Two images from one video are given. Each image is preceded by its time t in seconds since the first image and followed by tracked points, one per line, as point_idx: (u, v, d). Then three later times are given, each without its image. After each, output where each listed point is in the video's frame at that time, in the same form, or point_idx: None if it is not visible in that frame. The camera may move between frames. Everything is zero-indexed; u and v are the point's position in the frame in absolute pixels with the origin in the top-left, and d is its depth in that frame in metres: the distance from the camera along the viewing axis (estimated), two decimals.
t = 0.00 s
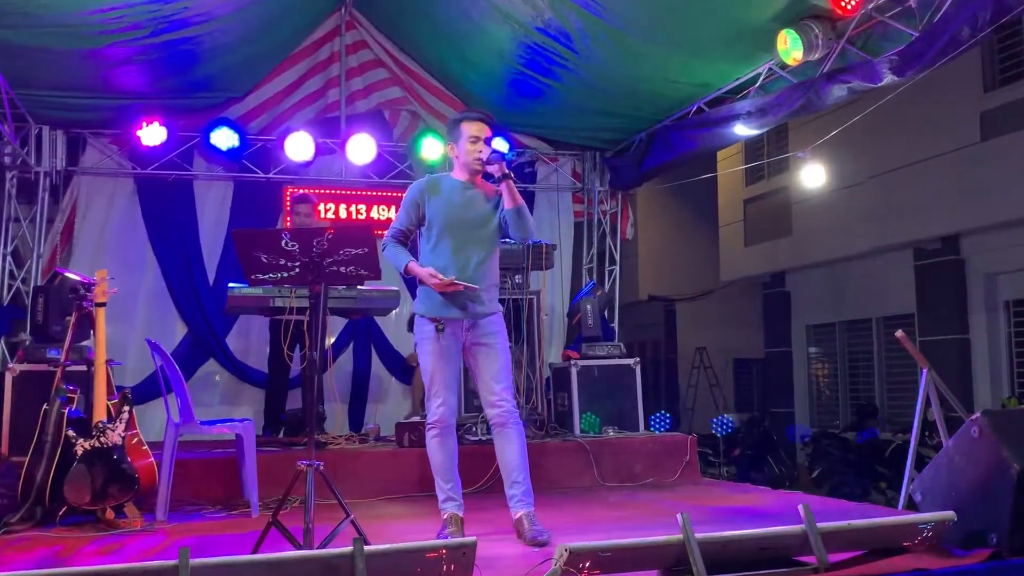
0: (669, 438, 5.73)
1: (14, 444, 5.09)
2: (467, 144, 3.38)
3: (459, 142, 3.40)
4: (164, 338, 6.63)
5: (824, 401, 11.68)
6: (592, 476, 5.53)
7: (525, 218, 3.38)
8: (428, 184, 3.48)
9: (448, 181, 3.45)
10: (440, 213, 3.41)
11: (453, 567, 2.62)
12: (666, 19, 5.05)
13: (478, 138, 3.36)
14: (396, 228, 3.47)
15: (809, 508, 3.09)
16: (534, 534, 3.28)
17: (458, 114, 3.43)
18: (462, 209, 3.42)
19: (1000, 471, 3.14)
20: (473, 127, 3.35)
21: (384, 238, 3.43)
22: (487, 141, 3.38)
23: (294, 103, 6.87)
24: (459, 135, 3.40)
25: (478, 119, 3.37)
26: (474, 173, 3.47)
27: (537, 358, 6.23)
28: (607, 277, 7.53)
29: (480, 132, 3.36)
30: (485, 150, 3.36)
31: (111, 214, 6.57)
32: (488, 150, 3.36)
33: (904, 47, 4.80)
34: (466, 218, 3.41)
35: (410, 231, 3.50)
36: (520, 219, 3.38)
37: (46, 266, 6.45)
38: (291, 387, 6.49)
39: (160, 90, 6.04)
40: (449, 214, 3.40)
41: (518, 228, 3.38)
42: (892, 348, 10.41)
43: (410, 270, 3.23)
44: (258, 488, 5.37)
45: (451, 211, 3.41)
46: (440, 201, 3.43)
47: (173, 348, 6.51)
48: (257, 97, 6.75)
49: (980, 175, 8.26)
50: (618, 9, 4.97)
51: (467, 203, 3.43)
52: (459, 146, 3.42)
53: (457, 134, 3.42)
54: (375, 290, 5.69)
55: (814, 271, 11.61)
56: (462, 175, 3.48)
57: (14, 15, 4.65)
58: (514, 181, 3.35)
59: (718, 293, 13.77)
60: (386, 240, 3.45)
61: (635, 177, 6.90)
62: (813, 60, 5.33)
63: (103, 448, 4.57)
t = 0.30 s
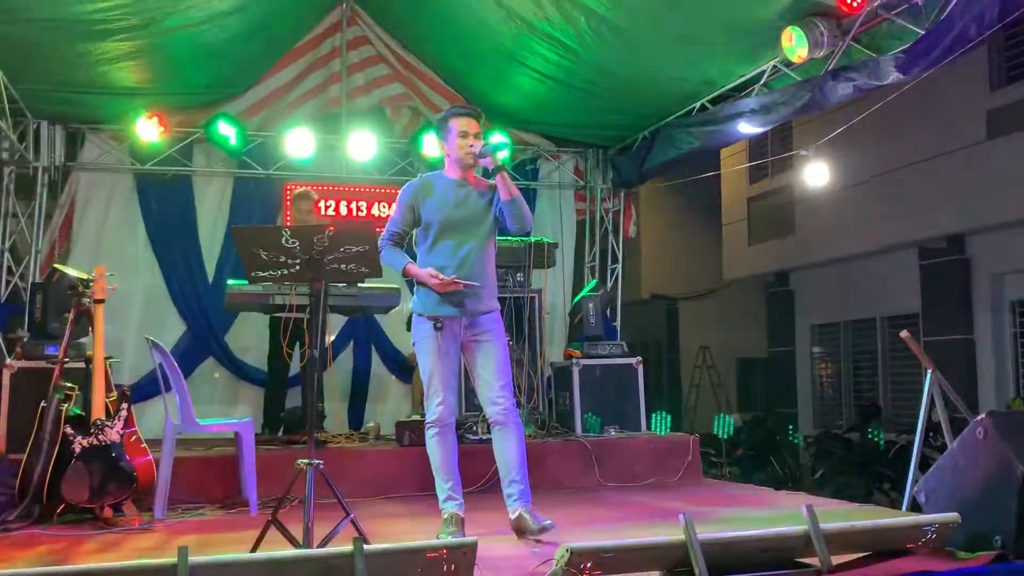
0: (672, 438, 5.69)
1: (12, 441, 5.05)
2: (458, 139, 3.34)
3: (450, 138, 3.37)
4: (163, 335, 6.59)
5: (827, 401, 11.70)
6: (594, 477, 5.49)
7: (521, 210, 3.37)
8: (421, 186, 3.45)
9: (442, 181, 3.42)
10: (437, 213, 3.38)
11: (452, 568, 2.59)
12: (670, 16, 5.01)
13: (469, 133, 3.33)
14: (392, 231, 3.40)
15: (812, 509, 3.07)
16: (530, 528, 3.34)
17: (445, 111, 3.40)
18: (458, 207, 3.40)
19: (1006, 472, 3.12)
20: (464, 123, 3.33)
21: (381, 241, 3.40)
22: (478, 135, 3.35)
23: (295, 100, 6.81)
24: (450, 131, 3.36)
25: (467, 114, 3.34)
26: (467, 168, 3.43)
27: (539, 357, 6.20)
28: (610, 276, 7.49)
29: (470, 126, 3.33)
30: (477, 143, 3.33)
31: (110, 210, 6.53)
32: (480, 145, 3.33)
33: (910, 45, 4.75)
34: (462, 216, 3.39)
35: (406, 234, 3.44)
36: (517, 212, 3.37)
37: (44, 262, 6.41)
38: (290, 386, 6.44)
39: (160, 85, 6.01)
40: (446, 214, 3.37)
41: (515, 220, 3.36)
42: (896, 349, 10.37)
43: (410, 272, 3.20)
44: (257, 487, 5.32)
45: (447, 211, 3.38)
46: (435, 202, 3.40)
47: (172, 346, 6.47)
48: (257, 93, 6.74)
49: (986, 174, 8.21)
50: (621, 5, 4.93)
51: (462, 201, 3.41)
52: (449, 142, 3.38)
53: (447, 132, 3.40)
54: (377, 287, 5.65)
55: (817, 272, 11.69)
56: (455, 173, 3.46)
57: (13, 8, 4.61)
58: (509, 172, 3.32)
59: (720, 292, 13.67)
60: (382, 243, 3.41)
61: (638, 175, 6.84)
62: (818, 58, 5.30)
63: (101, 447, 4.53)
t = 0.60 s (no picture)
0: (676, 439, 5.60)
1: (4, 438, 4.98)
2: (451, 132, 3.29)
3: (443, 132, 3.31)
4: (159, 331, 6.52)
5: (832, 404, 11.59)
6: (596, 478, 5.41)
7: (521, 196, 3.25)
8: (417, 182, 3.36)
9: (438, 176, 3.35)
10: (433, 210, 3.29)
11: (453, 570, 2.52)
12: (675, 10, 4.91)
13: (462, 125, 3.28)
14: (389, 229, 3.33)
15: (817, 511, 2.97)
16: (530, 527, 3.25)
17: (436, 104, 3.34)
18: (454, 202, 3.31)
19: (1018, 476, 3.04)
20: (457, 115, 3.27)
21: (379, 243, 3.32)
22: (471, 127, 3.30)
23: (293, 93, 6.71)
24: (443, 123, 3.29)
25: (460, 106, 3.29)
26: (461, 161, 3.37)
27: (542, 356, 6.02)
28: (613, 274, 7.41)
29: (463, 118, 3.28)
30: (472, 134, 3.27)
31: (106, 205, 6.46)
32: (473, 136, 3.27)
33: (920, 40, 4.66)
34: (460, 212, 3.30)
35: (403, 232, 3.36)
36: (516, 199, 3.25)
37: (39, 257, 6.33)
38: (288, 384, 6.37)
39: (157, 78, 5.93)
40: (442, 211, 3.28)
41: (514, 208, 3.27)
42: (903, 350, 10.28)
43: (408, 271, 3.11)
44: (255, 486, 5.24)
45: (444, 208, 3.29)
46: (431, 199, 3.31)
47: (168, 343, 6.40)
48: (254, 87, 6.60)
49: (996, 172, 8.12)
50: None
51: (458, 196, 3.32)
52: (442, 136, 3.33)
53: (439, 125, 3.31)
54: (376, 284, 5.56)
55: (824, 270, 11.54)
56: (450, 168, 3.38)
57: None
58: (505, 163, 3.26)
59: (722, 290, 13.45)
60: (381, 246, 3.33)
61: (642, 170, 6.74)
62: (826, 53, 5.20)
63: (96, 445, 4.44)
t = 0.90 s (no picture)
0: (682, 440, 5.47)
1: None
2: (452, 125, 3.19)
3: (443, 125, 3.21)
4: (153, 327, 6.40)
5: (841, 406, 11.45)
6: (599, 481, 5.28)
7: (524, 183, 3.11)
8: (417, 180, 3.26)
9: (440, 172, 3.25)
10: (433, 207, 3.19)
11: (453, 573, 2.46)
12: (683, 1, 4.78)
13: (462, 118, 3.18)
14: (393, 231, 3.23)
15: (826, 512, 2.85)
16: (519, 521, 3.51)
17: (438, 98, 3.25)
18: (455, 198, 3.20)
19: None
20: (457, 108, 3.18)
21: (382, 245, 3.21)
22: (472, 118, 3.20)
23: (291, 84, 6.58)
24: (443, 116, 3.21)
25: (460, 99, 3.20)
26: (462, 154, 3.27)
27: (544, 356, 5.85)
28: (617, 271, 7.30)
29: (463, 110, 3.18)
30: (473, 125, 3.17)
31: (99, 198, 6.34)
32: (474, 128, 3.17)
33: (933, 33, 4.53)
34: (462, 208, 3.20)
35: (407, 233, 3.25)
36: (519, 187, 3.11)
37: (30, 251, 6.22)
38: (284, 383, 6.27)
39: (153, 68, 5.81)
40: (443, 208, 3.18)
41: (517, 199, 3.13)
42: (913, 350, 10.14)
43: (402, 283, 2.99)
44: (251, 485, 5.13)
45: (445, 204, 3.19)
46: (433, 196, 3.21)
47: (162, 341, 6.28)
48: (252, 76, 6.49)
49: (1010, 169, 7.99)
50: None
51: (459, 191, 3.22)
52: (442, 129, 3.23)
53: (439, 119, 3.23)
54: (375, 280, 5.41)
55: (833, 269, 11.40)
56: (451, 163, 3.28)
57: None
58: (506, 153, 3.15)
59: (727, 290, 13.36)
60: (384, 248, 3.22)
61: (648, 166, 6.60)
62: (838, 47, 5.07)
63: (88, 443, 4.31)
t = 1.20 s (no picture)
0: (688, 445, 5.27)
1: None
2: (465, 118, 3.13)
3: (456, 119, 3.16)
4: (140, 325, 6.20)
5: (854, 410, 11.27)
6: (604, 487, 5.09)
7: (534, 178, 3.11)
8: (428, 172, 3.21)
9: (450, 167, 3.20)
10: (443, 201, 3.14)
11: None
12: None
13: (477, 113, 3.12)
14: (403, 232, 3.16)
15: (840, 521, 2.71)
16: (510, 534, 3.36)
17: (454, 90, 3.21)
18: (466, 192, 3.15)
19: None
20: (471, 102, 3.12)
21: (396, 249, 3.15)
22: (485, 112, 3.15)
23: (286, 75, 6.41)
24: (457, 110, 3.14)
25: (475, 94, 3.15)
26: (472, 148, 3.21)
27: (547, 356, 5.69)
28: (622, 270, 7.11)
29: (478, 106, 3.12)
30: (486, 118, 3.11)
31: (86, 191, 6.18)
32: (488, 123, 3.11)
33: (953, 24, 4.34)
34: (473, 203, 3.14)
35: (418, 230, 3.18)
36: (530, 181, 3.09)
37: (15, 246, 6.05)
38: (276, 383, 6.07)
39: (143, 57, 5.64)
40: (454, 202, 3.13)
41: (527, 195, 3.12)
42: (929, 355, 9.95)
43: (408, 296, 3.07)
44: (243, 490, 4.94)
45: (456, 198, 3.13)
46: (444, 189, 3.15)
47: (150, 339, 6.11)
48: (248, 66, 6.30)
49: None
50: None
51: (470, 184, 3.16)
52: (455, 123, 3.18)
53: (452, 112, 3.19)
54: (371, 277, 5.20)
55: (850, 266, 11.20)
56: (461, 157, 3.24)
57: None
58: (516, 148, 3.12)
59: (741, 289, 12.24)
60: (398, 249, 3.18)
61: (655, 161, 6.40)
62: (855, 37, 4.92)
63: (75, 445, 4.09)
